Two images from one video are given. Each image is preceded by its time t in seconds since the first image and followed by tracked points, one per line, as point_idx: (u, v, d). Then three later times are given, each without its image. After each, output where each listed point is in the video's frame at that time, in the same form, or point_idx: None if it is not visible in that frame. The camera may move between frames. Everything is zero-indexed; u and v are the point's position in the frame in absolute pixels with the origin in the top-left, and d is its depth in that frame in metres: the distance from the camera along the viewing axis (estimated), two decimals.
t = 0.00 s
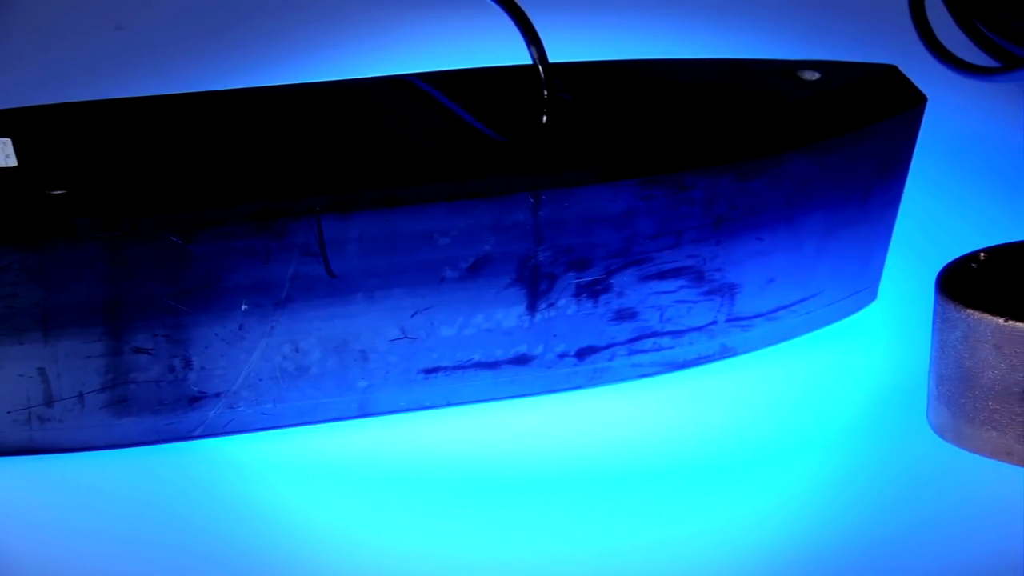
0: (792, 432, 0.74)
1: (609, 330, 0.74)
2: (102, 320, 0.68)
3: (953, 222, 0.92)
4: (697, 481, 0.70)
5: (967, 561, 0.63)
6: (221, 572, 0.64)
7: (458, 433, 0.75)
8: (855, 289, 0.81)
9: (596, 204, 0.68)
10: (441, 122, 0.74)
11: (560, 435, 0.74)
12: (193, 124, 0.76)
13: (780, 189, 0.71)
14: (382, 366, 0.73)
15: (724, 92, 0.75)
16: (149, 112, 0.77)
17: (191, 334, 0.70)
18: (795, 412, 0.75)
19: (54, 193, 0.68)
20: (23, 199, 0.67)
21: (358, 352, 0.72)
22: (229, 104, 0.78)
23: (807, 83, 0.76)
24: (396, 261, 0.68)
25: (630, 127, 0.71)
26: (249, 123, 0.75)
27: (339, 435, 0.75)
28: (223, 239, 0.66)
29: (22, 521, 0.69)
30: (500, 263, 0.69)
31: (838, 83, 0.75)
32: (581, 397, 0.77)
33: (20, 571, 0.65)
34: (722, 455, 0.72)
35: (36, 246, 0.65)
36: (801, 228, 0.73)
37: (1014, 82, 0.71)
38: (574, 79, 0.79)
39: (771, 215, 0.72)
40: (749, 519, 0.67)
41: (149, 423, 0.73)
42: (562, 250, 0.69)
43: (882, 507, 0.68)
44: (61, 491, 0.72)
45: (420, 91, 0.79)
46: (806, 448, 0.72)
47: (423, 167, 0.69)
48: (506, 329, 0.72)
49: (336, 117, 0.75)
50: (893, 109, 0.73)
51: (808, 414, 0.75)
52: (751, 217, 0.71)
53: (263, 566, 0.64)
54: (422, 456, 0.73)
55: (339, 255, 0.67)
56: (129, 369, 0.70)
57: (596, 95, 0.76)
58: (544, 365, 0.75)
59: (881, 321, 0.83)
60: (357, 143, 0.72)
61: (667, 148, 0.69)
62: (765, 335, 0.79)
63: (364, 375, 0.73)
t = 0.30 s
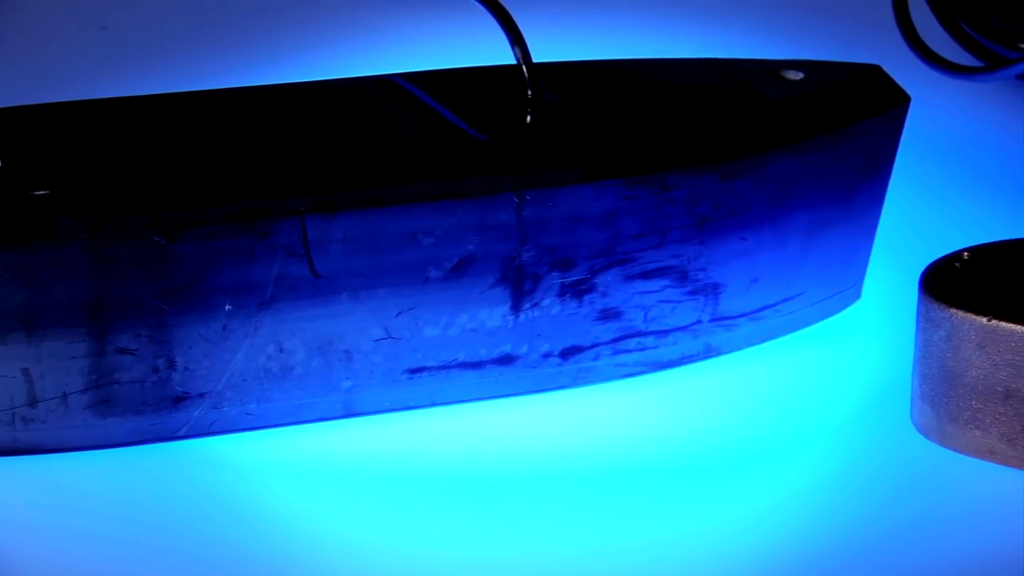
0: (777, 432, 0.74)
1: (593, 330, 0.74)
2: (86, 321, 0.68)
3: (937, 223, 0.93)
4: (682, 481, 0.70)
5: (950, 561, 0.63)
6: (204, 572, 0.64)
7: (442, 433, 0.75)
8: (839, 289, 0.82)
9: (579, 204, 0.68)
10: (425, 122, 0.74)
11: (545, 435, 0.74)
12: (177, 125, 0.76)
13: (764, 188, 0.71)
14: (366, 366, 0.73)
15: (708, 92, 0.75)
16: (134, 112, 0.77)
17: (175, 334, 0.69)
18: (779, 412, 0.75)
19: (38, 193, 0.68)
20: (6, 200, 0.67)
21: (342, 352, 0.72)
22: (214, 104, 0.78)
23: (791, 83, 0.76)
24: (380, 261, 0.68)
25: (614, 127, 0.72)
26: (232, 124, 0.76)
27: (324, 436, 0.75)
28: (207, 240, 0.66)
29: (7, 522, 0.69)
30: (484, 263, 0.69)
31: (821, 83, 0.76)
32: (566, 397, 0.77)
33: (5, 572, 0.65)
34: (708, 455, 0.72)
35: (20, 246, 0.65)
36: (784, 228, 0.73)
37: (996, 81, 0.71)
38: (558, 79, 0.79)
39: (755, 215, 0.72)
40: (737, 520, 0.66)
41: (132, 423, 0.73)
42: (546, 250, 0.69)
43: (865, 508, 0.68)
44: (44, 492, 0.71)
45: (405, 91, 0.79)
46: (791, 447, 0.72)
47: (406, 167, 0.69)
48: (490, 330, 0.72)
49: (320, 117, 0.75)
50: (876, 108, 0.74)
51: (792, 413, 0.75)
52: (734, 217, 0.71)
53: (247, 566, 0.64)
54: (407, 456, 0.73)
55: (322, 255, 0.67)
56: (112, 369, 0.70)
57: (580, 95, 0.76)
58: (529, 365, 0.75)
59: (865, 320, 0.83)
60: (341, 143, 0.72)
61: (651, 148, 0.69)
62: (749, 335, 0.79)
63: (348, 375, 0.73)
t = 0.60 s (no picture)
0: (762, 432, 0.74)
1: (578, 330, 0.74)
2: (69, 321, 0.68)
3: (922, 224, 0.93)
4: (668, 481, 0.70)
5: (937, 560, 0.63)
6: (186, 571, 0.64)
7: (426, 433, 0.75)
8: (822, 289, 0.82)
9: (564, 204, 0.68)
10: (408, 122, 0.74)
11: (529, 435, 0.74)
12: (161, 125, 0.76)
13: (748, 188, 0.71)
14: (351, 366, 0.73)
15: (691, 92, 0.75)
16: (115, 113, 0.77)
17: (159, 335, 0.69)
18: (764, 412, 0.75)
19: (20, 193, 0.67)
20: None
21: (326, 352, 0.72)
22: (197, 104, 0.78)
23: (774, 83, 0.76)
24: (365, 261, 0.68)
25: (597, 127, 0.72)
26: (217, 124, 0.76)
27: (309, 436, 0.75)
28: (190, 240, 0.66)
29: None
30: (468, 263, 0.69)
31: (805, 82, 0.76)
32: (550, 397, 0.77)
33: None
34: (693, 455, 0.72)
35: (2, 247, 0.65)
36: (767, 228, 0.74)
37: (979, 81, 0.72)
38: (541, 79, 0.79)
39: (739, 214, 0.72)
40: (726, 520, 0.66)
41: (116, 424, 0.73)
42: (531, 250, 0.69)
43: (851, 507, 0.68)
44: (28, 493, 0.71)
45: (388, 91, 0.79)
46: (776, 447, 0.72)
47: (390, 167, 0.69)
48: (474, 329, 0.73)
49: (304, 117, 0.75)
50: (859, 108, 0.74)
51: (777, 413, 0.75)
52: (718, 217, 0.71)
53: (230, 565, 0.64)
54: (392, 456, 0.73)
55: (306, 255, 0.67)
56: (96, 370, 0.70)
57: (563, 95, 0.77)
58: (513, 365, 0.75)
59: (848, 320, 0.84)
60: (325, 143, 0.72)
61: (635, 148, 0.69)
62: (733, 335, 0.80)
63: (333, 375, 0.73)
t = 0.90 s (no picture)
0: (748, 431, 0.74)
1: (563, 329, 0.74)
2: (53, 322, 0.68)
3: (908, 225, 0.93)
4: (655, 481, 0.70)
5: (923, 561, 0.63)
6: (172, 572, 0.63)
7: (411, 434, 0.75)
8: (806, 288, 0.82)
9: (548, 203, 0.68)
10: (392, 122, 0.74)
11: (515, 435, 0.74)
12: (143, 126, 0.76)
13: (732, 187, 0.71)
14: (335, 366, 0.73)
15: (674, 92, 0.76)
16: (98, 114, 0.77)
17: (143, 335, 0.69)
18: (749, 412, 0.75)
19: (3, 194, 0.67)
20: None
21: (311, 352, 0.72)
22: (180, 104, 0.78)
23: (757, 83, 0.76)
24: (349, 261, 0.68)
25: (580, 127, 0.72)
26: (199, 125, 0.76)
27: (295, 436, 0.75)
28: (174, 240, 0.66)
29: None
30: (453, 263, 0.69)
31: (788, 83, 0.76)
32: (535, 397, 0.77)
33: None
34: (679, 454, 0.72)
35: None
36: (751, 228, 0.74)
37: (963, 80, 0.72)
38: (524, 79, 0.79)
39: (723, 214, 0.72)
40: (715, 519, 0.66)
41: (100, 425, 0.73)
42: (515, 250, 0.69)
43: (837, 506, 0.68)
44: (12, 495, 0.71)
45: (372, 91, 0.79)
46: (761, 446, 0.72)
47: (373, 167, 0.69)
48: (459, 329, 0.72)
49: (287, 117, 0.75)
50: (842, 108, 0.74)
51: (762, 413, 0.75)
52: (703, 217, 0.71)
53: (215, 565, 0.64)
54: (378, 456, 0.73)
55: (291, 255, 0.67)
56: (80, 370, 0.70)
57: (547, 95, 0.77)
58: (498, 365, 0.75)
59: (833, 320, 0.84)
60: (309, 143, 0.72)
61: (619, 148, 0.69)
62: (718, 335, 0.80)
63: (317, 375, 0.73)
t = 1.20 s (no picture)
0: (734, 431, 0.74)
1: (548, 329, 0.74)
2: (37, 322, 0.68)
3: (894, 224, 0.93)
4: (641, 480, 0.70)
5: (907, 560, 0.63)
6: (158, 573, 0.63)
7: (397, 434, 0.74)
8: (790, 288, 0.82)
9: (532, 203, 0.68)
10: (376, 121, 0.74)
11: (501, 434, 0.74)
12: (127, 126, 0.76)
13: (716, 187, 0.71)
14: (320, 366, 0.73)
15: (658, 92, 0.76)
16: (81, 114, 0.77)
17: (127, 336, 0.69)
18: (735, 410, 0.76)
19: None
20: None
21: (296, 352, 0.72)
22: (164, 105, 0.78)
23: (741, 83, 0.76)
24: (334, 261, 0.68)
25: (564, 127, 0.72)
26: (183, 125, 0.76)
27: (280, 436, 0.75)
28: (158, 241, 0.66)
29: None
30: (438, 263, 0.69)
31: (773, 83, 0.76)
32: (522, 397, 0.77)
33: None
34: (665, 452, 0.72)
35: None
36: (735, 228, 0.74)
37: (946, 80, 0.72)
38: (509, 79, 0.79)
39: (708, 214, 0.72)
40: (704, 520, 0.66)
41: (84, 425, 0.73)
42: (500, 250, 0.69)
43: (823, 505, 0.68)
44: None
45: (356, 91, 0.79)
46: (746, 445, 0.72)
47: (357, 167, 0.69)
48: (444, 329, 0.73)
49: (271, 117, 0.75)
50: (826, 108, 0.74)
51: (747, 412, 0.75)
52: (688, 216, 0.72)
53: (201, 566, 0.64)
54: (363, 455, 0.73)
55: (275, 255, 0.67)
56: (64, 371, 0.70)
57: (531, 95, 0.77)
58: (483, 364, 0.75)
59: (818, 320, 0.84)
60: (289, 142, 0.72)
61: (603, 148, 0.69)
62: (702, 335, 0.80)
63: (302, 376, 0.73)
